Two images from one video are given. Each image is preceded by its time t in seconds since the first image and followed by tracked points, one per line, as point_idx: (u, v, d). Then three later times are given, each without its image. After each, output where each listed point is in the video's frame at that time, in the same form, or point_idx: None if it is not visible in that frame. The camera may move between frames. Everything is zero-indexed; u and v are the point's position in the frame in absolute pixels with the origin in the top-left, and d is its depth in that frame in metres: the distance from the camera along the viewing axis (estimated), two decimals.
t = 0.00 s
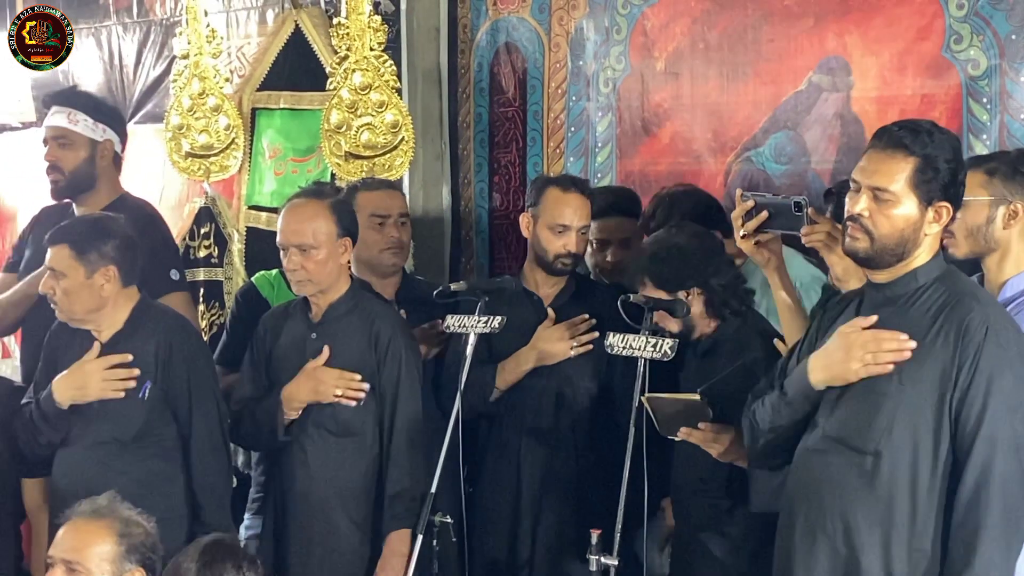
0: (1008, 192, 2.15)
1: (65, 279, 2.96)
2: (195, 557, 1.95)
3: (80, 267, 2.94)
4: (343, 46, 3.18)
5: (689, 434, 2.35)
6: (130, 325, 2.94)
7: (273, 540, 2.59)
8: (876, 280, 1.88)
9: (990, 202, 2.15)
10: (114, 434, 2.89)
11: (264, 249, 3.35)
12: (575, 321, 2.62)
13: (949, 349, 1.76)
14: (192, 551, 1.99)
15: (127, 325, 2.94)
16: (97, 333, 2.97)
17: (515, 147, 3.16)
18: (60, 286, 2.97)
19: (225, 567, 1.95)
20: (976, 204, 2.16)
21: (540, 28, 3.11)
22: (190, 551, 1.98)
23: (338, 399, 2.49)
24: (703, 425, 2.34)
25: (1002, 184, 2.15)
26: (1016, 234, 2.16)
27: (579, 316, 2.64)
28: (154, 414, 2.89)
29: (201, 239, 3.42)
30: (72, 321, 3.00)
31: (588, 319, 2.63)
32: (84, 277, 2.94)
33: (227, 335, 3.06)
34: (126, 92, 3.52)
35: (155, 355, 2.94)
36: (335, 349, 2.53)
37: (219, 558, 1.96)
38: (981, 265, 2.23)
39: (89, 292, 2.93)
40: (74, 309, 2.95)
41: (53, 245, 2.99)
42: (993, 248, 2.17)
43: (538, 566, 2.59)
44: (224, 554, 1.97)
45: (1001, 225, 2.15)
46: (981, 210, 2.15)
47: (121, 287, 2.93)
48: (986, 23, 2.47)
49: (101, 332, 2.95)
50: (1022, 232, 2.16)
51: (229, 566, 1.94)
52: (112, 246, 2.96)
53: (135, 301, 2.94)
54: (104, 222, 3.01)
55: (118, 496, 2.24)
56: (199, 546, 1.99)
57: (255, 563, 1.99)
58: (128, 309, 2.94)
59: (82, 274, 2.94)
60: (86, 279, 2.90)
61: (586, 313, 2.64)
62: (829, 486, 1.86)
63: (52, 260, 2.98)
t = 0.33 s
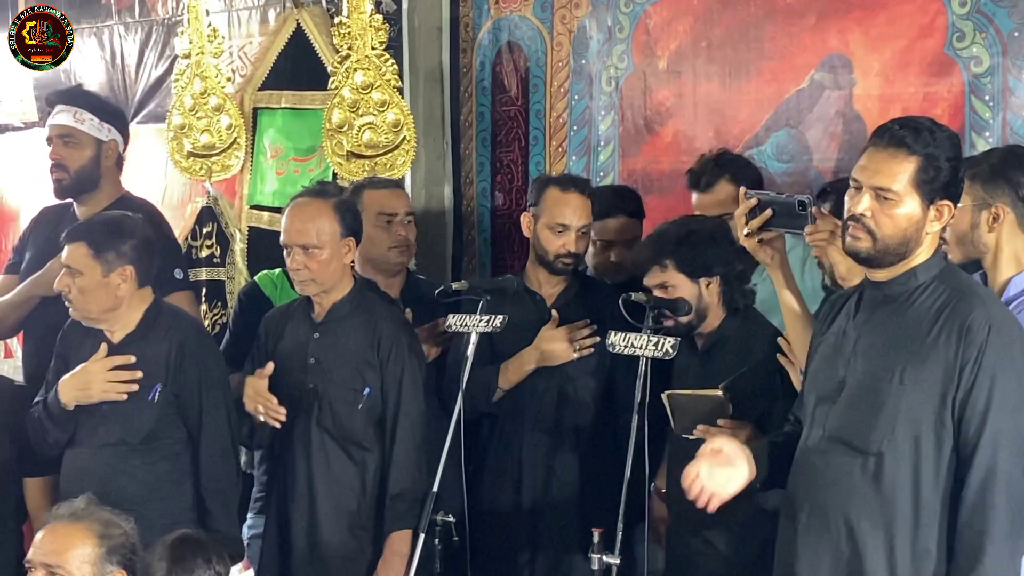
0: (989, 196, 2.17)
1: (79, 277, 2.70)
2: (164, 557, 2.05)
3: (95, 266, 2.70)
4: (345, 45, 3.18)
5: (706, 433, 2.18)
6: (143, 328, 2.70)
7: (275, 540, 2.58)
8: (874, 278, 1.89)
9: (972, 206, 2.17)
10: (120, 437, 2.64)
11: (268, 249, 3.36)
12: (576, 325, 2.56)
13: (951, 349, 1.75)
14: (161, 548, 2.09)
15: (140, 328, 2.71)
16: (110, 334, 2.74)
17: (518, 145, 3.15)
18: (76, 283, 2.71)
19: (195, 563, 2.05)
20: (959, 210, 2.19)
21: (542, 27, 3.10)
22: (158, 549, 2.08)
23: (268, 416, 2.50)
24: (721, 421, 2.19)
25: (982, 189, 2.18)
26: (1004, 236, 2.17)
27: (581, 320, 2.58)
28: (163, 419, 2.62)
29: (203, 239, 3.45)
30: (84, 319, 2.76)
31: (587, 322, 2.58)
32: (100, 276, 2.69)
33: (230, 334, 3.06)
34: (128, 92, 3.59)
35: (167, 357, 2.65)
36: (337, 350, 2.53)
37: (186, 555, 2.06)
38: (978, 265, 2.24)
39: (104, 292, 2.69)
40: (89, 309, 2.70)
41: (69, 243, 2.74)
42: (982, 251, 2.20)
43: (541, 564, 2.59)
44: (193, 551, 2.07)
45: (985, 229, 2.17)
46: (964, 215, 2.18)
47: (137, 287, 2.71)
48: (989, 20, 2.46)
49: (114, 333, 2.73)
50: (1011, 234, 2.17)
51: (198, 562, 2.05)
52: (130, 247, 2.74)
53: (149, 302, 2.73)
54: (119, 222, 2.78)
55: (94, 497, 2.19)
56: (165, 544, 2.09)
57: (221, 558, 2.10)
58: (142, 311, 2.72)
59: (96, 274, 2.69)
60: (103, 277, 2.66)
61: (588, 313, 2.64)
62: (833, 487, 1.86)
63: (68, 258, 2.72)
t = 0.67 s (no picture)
0: (989, 198, 2.17)
1: (97, 280, 2.75)
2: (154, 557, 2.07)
3: (115, 268, 2.75)
4: (349, 47, 3.22)
5: (729, 431, 2.26)
6: (160, 331, 2.73)
7: (282, 539, 2.60)
8: (874, 278, 1.90)
9: (973, 208, 2.19)
10: (135, 442, 2.66)
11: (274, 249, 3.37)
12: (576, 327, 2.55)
13: (950, 348, 1.75)
14: (152, 549, 2.11)
15: (155, 332, 2.73)
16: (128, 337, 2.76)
17: (523, 146, 3.16)
18: (94, 285, 2.74)
19: (186, 562, 2.08)
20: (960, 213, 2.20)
21: (547, 28, 3.11)
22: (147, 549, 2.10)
23: (273, 372, 2.53)
24: (746, 422, 2.27)
25: (982, 192, 2.18)
26: (1006, 237, 2.17)
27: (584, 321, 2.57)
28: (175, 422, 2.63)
29: (208, 241, 3.44)
30: (102, 321, 2.79)
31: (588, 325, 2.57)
32: (119, 279, 2.74)
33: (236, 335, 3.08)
34: (134, 93, 3.58)
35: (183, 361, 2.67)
36: (341, 351, 2.53)
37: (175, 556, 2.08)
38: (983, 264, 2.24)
39: (123, 294, 2.73)
40: (106, 310, 2.74)
41: (88, 245, 2.79)
42: (984, 254, 2.21)
43: (546, 563, 2.60)
44: (184, 551, 2.10)
45: (986, 231, 2.18)
46: (966, 218, 2.19)
47: (155, 290, 2.76)
48: (993, 20, 2.47)
49: (132, 336, 2.75)
50: (1013, 235, 2.17)
51: (190, 561, 2.08)
52: (149, 250, 2.82)
53: (167, 305, 2.77)
54: (140, 223, 2.90)
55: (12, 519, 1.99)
56: (156, 545, 2.11)
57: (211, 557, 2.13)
58: (158, 314, 2.75)
59: (117, 276, 2.74)
60: (122, 278, 2.70)
61: (592, 313, 2.65)
62: (836, 487, 1.87)
63: (87, 259, 2.77)
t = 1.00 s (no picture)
0: (996, 200, 2.17)
1: (99, 280, 2.69)
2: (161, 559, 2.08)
3: (117, 267, 2.69)
4: (356, 49, 3.18)
5: (735, 437, 2.20)
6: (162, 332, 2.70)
7: (287, 541, 2.60)
8: (889, 279, 1.90)
9: (980, 210, 2.18)
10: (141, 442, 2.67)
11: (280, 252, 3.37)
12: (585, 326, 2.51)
13: (966, 349, 1.75)
14: (156, 549, 2.12)
15: (158, 333, 2.70)
16: (129, 339, 2.73)
17: (530, 148, 3.16)
18: (95, 286, 2.69)
19: (194, 562, 2.09)
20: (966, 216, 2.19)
21: (554, 30, 3.11)
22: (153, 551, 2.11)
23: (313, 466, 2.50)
24: (750, 429, 2.20)
25: (989, 194, 2.18)
26: (1013, 239, 2.17)
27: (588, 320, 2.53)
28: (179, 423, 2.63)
29: (214, 243, 3.44)
30: (103, 321, 2.74)
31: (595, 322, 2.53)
32: (121, 278, 2.68)
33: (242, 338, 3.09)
34: (140, 95, 3.60)
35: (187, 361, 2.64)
36: (348, 353, 2.53)
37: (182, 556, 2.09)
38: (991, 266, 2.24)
39: (125, 293, 2.68)
40: (109, 310, 2.69)
41: (87, 245, 2.72)
42: (992, 255, 2.20)
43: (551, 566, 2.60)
44: (191, 550, 2.10)
45: (994, 233, 2.18)
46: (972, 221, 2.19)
47: (156, 290, 2.72)
48: (1001, 22, 2.46)
49: (133, 337, 2.72)
50: (1019, 237, 2.17)
51: (198, 561, 2.09)
52: (150, 248, 2.74)
53: (167, 305, 2.74)
54: (137, 223, 2.76)
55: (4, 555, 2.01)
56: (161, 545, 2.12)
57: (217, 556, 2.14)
58: (159, 315, 2.73)
59: (118, 275, 2.69)
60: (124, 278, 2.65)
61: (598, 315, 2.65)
62: (848, 487, 1.86)
63: (87, 260, 2.70)
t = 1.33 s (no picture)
0: (1001, 205, 2.18)
1: (82, 280, 2.78)
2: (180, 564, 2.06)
3: (100, 267, 2.79)
4: (359, 53, 3.18)
5: (749, 447, 2.26)
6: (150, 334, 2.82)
7: (290, 545, 2.59)
8: (896, 281, 1.89)
9: (985, 215, 2.18)
10: (138, 441, 2.73)
11: (284, 255, 3.38)
12: (587, 326, 2.52)
13: (975, 353, 1.76)
14: (174, 554, 2.11)
15: (145, 333, 2.81)
16: (114, 339, 2.83)
17: (533, 153, 3.16)
18: (79, 287, 2.78)
19: (213, 564, 2.07)
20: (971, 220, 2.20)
21: (557, 35, 3.11)
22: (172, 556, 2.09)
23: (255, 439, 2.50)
24: (766, 440, 2.25)
25: (994, 198, 2.18)
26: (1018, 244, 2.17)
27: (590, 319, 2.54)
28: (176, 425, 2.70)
29: (219, 246, 3.43)
30: (88, 323, 2.83)
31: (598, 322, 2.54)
32: (104, 278, 2.78)
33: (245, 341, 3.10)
34: (144, 99, 3.58)
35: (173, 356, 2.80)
36: (353, 357, 2.53)
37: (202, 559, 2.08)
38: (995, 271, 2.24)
39: (109, 294, 2.78)
40: (93, 311, 2.78)
41: (71, 247, 2.82)
42: (998, 260, 2.20)
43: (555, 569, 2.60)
44: (207, 553, 2.10)
45: (999, 238, 2.18)
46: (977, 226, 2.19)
47: (139, 290, 2.81)
48: (1004, 27, 2.46)
49: (118, 338, 2.83)
50: None
51: (216, 563, 2.08)
52: (132, 248, 2.84)
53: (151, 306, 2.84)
54: (121, 223, 2.90)
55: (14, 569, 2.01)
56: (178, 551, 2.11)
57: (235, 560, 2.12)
58: (143, 316, 2.83)
59: (101, 275, 2.78)
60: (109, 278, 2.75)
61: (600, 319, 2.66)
62: (852, 489, 1.85)
63: (70, 261, 2.80)
